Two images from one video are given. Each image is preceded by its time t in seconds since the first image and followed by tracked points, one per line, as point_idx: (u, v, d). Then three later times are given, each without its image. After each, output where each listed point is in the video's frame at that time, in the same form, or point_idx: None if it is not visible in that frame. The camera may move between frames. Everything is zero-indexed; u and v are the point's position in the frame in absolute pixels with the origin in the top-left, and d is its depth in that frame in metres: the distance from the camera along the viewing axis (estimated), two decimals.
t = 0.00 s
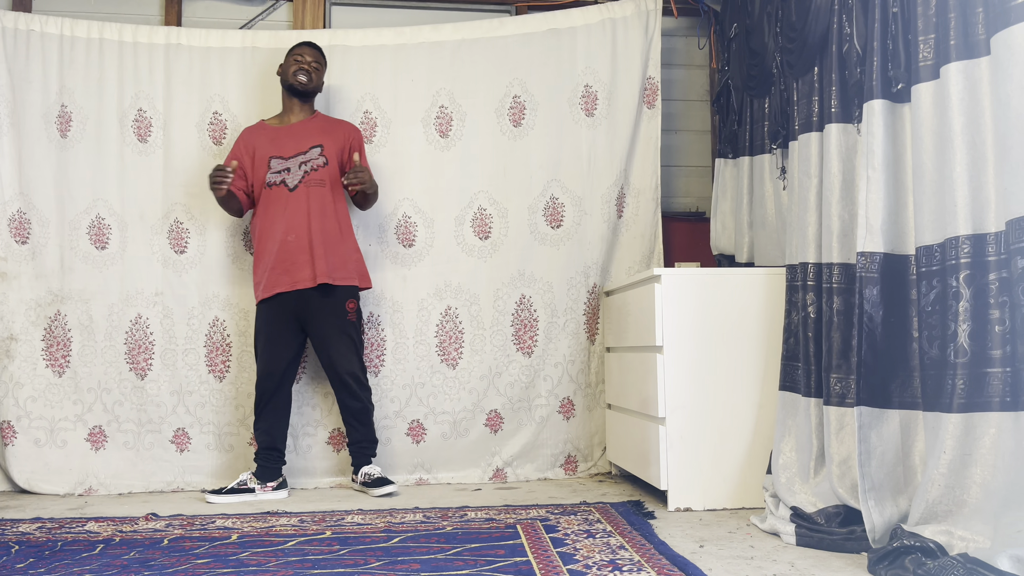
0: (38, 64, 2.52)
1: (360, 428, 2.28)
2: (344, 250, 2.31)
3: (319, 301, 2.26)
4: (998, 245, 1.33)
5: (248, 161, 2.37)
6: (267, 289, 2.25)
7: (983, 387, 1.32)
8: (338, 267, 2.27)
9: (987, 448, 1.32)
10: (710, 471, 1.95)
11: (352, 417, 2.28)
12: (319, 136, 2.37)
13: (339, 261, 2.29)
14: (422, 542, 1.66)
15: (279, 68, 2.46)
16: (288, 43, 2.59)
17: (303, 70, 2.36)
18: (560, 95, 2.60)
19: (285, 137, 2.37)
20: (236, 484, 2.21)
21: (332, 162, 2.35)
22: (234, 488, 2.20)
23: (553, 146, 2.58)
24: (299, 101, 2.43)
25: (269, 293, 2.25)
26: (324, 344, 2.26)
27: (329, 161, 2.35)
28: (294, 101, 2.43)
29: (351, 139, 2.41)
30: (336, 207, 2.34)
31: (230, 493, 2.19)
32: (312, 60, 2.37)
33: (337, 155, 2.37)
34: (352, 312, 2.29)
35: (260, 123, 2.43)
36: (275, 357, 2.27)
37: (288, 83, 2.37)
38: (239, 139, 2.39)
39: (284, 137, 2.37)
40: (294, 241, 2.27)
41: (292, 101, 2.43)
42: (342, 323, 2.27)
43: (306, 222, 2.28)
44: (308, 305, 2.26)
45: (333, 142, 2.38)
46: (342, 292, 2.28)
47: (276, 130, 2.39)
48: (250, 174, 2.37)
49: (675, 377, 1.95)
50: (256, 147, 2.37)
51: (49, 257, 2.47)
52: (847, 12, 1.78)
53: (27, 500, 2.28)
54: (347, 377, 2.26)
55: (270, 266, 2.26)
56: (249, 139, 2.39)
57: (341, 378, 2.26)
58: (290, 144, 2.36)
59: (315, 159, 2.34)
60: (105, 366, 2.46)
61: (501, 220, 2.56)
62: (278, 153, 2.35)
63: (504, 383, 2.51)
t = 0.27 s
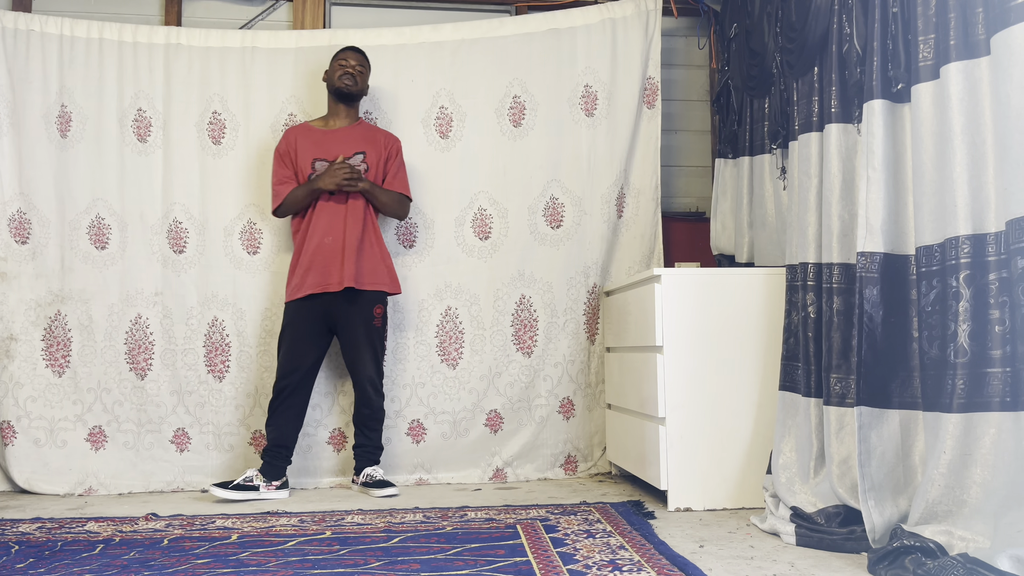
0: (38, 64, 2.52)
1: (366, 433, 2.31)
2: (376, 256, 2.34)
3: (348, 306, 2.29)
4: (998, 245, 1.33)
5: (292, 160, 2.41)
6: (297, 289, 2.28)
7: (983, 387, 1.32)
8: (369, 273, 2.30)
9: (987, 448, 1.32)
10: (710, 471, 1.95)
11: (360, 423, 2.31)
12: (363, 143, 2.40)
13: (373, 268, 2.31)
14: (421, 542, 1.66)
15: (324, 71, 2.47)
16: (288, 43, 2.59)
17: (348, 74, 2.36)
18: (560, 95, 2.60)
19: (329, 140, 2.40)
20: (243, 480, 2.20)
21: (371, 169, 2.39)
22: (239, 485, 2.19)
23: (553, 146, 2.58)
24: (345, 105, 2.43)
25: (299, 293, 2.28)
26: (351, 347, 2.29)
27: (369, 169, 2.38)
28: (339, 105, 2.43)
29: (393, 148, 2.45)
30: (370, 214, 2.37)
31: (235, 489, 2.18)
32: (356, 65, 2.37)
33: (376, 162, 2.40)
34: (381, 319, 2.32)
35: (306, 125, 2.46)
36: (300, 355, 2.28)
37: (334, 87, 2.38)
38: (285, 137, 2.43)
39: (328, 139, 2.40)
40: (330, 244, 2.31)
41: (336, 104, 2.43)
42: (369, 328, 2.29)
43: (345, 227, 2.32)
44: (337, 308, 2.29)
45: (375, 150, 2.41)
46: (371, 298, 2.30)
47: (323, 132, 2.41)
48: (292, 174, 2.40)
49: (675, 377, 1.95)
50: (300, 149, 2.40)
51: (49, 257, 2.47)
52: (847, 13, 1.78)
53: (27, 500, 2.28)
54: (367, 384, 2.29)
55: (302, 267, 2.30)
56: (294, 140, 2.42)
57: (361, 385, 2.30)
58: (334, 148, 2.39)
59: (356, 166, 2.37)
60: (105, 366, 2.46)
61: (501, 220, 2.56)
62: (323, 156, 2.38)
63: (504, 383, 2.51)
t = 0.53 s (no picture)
0: (38, 64, 2.51)
1: (368, 433, 2.31)
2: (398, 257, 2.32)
3: (373, 305, 2.26)
4: (998, 245, 1.33)
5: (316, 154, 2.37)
6: (321, 283, 2.23)
7: (983, 387, 1.33)
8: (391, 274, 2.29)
9: (987, 448, 1.32)
10: (710, 471, 1.95)
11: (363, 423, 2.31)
12: (389, 143, 2.39)
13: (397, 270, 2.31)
14: (421, 542, 1.66)
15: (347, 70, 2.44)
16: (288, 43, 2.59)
17: (374, 72, 2.33)
18: (560, 96, 2.60)
19: (356, 138, 2.37)
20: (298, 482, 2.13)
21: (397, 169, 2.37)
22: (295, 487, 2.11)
23: (553, 146, 2.58)
24: (371, 101, 2.41)
25: (322, 288, 2.23)
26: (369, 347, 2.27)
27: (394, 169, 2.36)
28: (365, 102, 2.41)
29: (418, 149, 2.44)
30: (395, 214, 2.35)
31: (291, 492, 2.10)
32: (381, 61, 2.36)
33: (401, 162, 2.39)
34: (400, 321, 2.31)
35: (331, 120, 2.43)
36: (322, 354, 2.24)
37: (360, 86, 2.35)
38: (310, 131, 2.39)
39: (354, 136, 2.37)
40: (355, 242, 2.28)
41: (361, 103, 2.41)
42: (383, 329, 2.29)
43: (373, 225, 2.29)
44: (360, 307, 2.26)
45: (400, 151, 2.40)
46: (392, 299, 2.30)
47: (349, 129, 2.39)
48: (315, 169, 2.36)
49: (675, 377, 1.95)
50: (326, 144, 2.37)
51: (49, 257, 2.47)
52: (847, 13, 1.78)
53: (27, 500, 2.28)
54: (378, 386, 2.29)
55: (326, 262, 2.25)
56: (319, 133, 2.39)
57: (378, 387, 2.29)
58: (360, 146, 2.36)
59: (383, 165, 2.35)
60: (104, 366, 2.46)
61: (501, 221, 2.56)
62: (348, 152, 2.35)
63: (504, 383, 2.51)
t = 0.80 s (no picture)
0: (38, 64, 2.51)
1: (371, 433, 2.30)
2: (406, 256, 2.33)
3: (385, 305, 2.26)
4: (998, 245, 1.33)
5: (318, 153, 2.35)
6: (330, 285, 2.23)
7: (983, 387, 1.33)
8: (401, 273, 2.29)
9: (987, 448, 1.32)
10: (710, 471, 1.95)
11: (364, 423, 2.30)
12: (392, 142, 2.38)
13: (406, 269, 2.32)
14: (421, 542, 1.66)
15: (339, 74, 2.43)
16: (288, 43, 2.59)
17: (372, 67, 2.33)
18: (560, 96, 2.60)
19: (359, 136, 2.36)
20: (345, 486, 2.12)
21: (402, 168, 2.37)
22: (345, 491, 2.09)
23: (553, 146, 2.58)
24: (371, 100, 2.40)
25: (332, 289, 2.22)
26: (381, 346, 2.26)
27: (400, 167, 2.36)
28: (365, 101, 2.39)
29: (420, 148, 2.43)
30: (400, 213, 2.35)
31: (339, 497, 2.08)
32: (371, 56, 2.35)
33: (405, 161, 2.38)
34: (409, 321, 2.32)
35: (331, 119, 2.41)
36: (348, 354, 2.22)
37: (360, 85, 2.34)
38: (310, 130, 2.37)
39: (356, 135, 2.36)
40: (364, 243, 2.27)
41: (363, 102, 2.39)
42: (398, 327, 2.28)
43: (380, 226, 2.30)
44: (372, 308, 2.25)
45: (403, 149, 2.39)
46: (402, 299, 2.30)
47: (351, 128, 2.37)
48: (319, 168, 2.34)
49: (676, 377, 1.95)
50: (329, 143, 2.35)
51: (48, 257, 2.47)
52: (847, 13, 1.78)
53: (27, 500, 2.28)
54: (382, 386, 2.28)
55: (334, 264, 2.25)
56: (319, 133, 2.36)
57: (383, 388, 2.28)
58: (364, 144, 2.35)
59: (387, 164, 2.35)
60: (104, 366, 2.46)
61: (501, 220, 2.56)
62: (351, 151, 2.34)
63: (503, 383, 2.51)
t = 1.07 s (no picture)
0: (37, 64, 2.51)
1: (374, 431, 2.31)
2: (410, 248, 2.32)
3: (391, 300, 2.25)
4: (998, 245, 1.33)
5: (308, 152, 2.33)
6: (345, 283, 2.20)
7: (983, 387, 1.33)
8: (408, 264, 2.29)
9: (987, 448, 1.32)
10: (710, 470, 1.95)
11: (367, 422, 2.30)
12: (382, 132, 2.34)
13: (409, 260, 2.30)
14: (421, 542, 1.66)
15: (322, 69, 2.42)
16: (288, 43, 2.59)
17: (351, 61, 2.31)
18: (560, 96, 2.60)
19: (349, 132, 2.33)
20: (346, 487, 2.12)
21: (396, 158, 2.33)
22: (345, 492, 2.10)
23: (553, 146, 2.58)
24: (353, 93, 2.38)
25: (345, 288, 2.20)
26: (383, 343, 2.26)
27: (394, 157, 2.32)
28: (347, 94, 2.38)
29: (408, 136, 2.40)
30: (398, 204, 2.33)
31: (339, 497, 2.08)
32: (350, 49, 2.33)
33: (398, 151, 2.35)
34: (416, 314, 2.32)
35: (316, 118, 2.39)
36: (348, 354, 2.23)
37: (339, 79, 2.32)
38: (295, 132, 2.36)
39: (345, 131, 2.33)
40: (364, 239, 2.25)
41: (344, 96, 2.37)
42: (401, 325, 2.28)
43: (381, 219, 2.27)
44: (378, 305, 2.25)
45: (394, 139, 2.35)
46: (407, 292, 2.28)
47: (339, 124, 2.35)
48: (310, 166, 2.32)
49: (675, 377, 1.95)
50: (319, 142, 2.33)
51: (48, 257, 2.47)
52: (847, 13, 1.78)
53: (27, 500, 2.28)
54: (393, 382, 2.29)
55: (342, 262, 2.23)
56: (304, 133, 2.35)
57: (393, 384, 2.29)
58: (355, 139, 2.32)
59: (380, 156, 2.31)
60: (104, 366, 2.46)
61: (501, 221, 2.56)
62: (343, 147, 2.31)
63: (503, 383, 2.51)
